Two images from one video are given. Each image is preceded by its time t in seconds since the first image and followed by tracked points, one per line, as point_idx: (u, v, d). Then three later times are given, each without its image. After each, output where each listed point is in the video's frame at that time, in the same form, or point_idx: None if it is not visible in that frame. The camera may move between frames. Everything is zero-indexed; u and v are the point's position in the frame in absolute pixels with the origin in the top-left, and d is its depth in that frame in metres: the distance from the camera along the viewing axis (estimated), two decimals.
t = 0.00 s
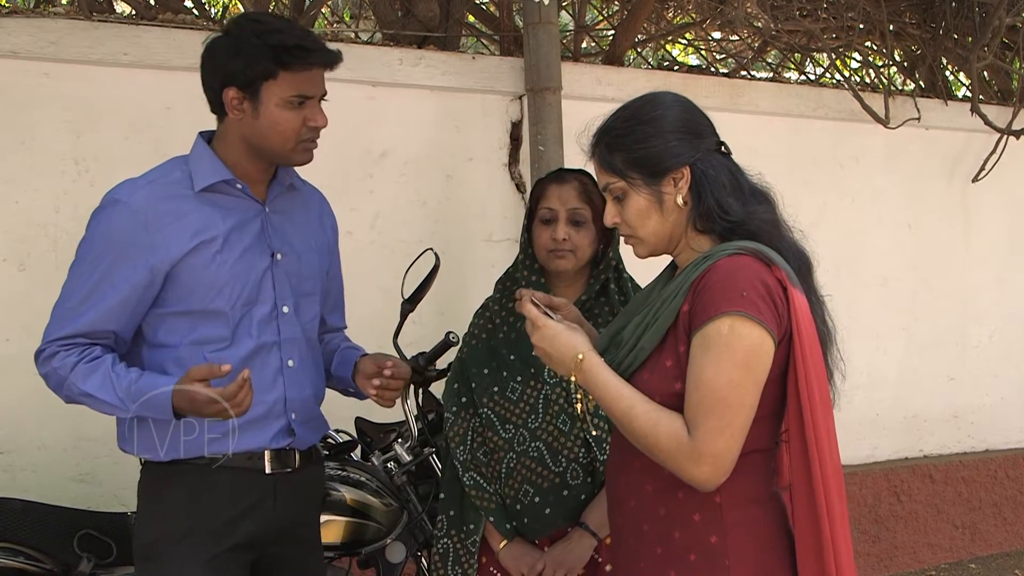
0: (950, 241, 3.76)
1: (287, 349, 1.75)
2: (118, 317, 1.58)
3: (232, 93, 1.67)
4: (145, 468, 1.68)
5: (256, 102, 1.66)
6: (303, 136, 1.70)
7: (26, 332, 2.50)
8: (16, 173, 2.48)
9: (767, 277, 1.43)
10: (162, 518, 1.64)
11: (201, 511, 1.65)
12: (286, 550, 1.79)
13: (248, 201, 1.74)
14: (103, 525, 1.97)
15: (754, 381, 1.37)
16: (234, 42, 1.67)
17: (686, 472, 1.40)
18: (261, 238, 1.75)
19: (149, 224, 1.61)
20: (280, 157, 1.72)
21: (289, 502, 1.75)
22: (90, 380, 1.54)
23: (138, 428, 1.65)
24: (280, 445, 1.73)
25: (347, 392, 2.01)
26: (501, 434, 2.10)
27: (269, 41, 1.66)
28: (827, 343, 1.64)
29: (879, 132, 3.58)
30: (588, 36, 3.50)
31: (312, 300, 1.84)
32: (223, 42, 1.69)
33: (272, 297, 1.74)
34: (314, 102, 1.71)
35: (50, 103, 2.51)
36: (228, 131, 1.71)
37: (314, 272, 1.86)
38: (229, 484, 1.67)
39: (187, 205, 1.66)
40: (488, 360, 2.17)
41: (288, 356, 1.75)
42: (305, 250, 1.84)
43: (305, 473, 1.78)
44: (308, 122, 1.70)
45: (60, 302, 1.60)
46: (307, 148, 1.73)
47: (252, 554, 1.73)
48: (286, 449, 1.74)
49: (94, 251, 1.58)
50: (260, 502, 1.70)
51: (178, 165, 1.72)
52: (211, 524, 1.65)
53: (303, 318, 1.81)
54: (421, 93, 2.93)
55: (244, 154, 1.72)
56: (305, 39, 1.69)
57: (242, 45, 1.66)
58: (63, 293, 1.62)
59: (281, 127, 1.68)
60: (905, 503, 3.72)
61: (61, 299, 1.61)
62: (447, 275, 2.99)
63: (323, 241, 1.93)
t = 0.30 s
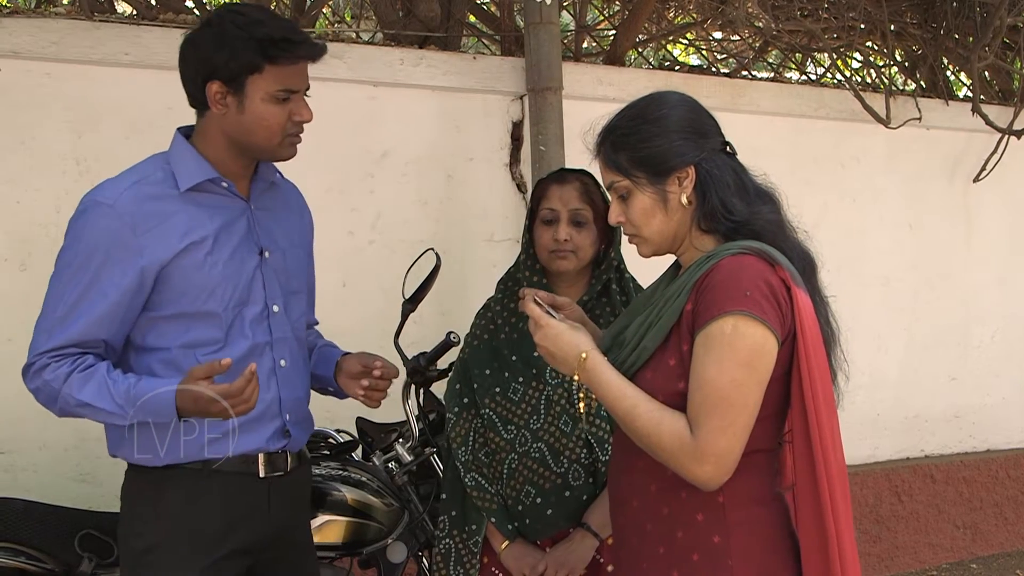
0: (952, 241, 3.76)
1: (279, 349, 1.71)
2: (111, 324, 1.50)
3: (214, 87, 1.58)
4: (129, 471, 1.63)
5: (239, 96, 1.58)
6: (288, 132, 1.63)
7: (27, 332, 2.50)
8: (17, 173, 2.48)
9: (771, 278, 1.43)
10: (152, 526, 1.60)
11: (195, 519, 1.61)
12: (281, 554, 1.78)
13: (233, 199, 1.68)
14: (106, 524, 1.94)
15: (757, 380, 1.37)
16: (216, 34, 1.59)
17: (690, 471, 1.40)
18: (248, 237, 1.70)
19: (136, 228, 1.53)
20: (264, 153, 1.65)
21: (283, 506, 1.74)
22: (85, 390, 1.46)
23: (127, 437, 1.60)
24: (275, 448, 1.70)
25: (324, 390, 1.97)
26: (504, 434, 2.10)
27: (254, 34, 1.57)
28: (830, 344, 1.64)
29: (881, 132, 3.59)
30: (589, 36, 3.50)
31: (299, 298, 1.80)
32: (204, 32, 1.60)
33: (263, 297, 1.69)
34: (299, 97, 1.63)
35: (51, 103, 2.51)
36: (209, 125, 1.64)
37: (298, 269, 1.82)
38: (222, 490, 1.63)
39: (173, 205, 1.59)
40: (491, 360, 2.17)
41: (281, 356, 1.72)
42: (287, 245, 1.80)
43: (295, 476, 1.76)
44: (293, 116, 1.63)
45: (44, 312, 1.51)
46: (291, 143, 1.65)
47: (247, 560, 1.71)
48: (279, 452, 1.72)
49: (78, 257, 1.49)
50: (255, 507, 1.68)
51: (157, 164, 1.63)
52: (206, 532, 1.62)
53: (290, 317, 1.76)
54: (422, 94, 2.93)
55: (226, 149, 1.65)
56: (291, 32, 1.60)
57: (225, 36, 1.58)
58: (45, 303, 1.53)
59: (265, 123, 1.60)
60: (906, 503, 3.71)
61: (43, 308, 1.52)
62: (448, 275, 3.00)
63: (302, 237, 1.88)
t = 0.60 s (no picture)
0: (954, 241, 3.76)
1: (271, 349, 1.71)
2: (107, 330, 1.48)
3: (202, 82, 1.56)
4: (121, 476, 1.61)
5: (228, 93, 1.57)
6: (275, 131, 1.62)
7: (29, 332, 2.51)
8: (20, 173, 2.49)
9: (769, 277, 1.42)
10: (147, 533, 1.59)
11: (191, 526, 1.61)
12: (272, 560, 1.79)
13: (220, 197, 1.67)
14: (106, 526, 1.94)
15: (754, 379, 1.37)
16: (206, 27, 1.57)
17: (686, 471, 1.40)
18: (238, 236, 1.69)
19: (125, 230, 1.51)
20: (250, 149, 1.64)
21: (276, 512, 1.74)
22: (85, 399, 1.45)
23: (120, 446, 1.58)
24: (270, 450, 1.70)
25: (315, 387, 1.96)
26: (506, 434, 2.10)
27: (248, 30, 1.56)
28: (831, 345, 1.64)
29: (883, 132, 3.58)
30: (591, 36, 3.50)
31: (287, 296, 1.80)
32: (194, 25, 1.58)
33: (255, 296, 1.69)
34: (287, 96, 1.62)
35: (54, 103, 2.51)
36: (194, 119, 1.61)
37: (285, 267, 1.82)
38: (216, 493, 1.64)
39: (161, 206, 1.57)
40: (492, 360, 2.17)
41: (272, 356, 1.72)
42: (274, 243, 1.80)
43: (285, 476, 1.77)
44: (280, 115, 1.62)
45: (36, 322, 1.49)
46: (276, 142, 1.65)
47: (236, 566, 1.72)
48: (273, 454, 1.71)
49: (68, 262, 1.47)
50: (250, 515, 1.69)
51: (142, 163, 1.61)
52: (199, 539, 1.62)
53: (279, 316, 1.76)
54: (424, 94, 2.93)
55: (211, 144, 1.63)
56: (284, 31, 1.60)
57: (216, 31, 1.56)
58: (36, 313, 1.51)
59: (253, 121, 1.59)
60: (908, 503, 3.71)
61: (34, 318, 1.50)
62: (450, 275, 3.00)
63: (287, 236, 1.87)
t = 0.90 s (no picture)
0: (956, 242, 3.76)
1: (264, 349, 1.71)
2: (96, 333, 1.47)
3: (195, 81, 1.55)
4: (115, 479, 1.61)
5: (222, 92, 1.56)
6: (266, 131, 1.62)
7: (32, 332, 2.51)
8: (23, 173, 2.49)
9: (761, 277, 1.42)
10: (145, 537, 1.59)
11: (189, 529, 1.62)
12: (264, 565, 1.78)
13: (209, 196, 1.67)
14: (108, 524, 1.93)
15: (745, 379, 1.36)
16: (202, 25, 1.56)
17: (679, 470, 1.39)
18: (229, 236, 1.69)
19: (115, 231, 1.50)
20: (241, 149, 1.63)
21: (273, 515, 1.74)
22: (72, 401, 1.43)
23: (113, 450, 1.57)
24: (266, 450, 1.70)
25: (310, 386, 1.95)
26: (508, 435, 2.10)
27: (244, 30, 1.56)
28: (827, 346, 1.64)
29: (886, 132, 3.58)
30: (594, 36, 3.51)
31: (278, 296, 1.80)
32: (189, 23, 1.57)
33: (246, 296, 1.68)
34: (279, 96, 1.63)
35: (56, 104, 2.51)
36: (184, 118, 1.60)
37: (275, 268, 1.81)
38: (213, 495, 1.64)
39: (151, 207, 1.56)
40: (494, 361, 2.16)
41: (266, 356, 1.72)
42: (264, 242, 1.79)
43: (280, 478, 1.77)
44: (271, 116, 1.62)
45: (23, 325, 1.48)
46: (266, 143, 1.65)
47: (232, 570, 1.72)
48: (270, 455, 1.72)
49: (55, 264, 1.46)
50: (247, 519, 1.69)
51: (130, 163, 1.60)
52: (198, 541, 1.63)
53: (270, 316, 1.75)
54: (426, 94, 2.93)
55: (200, 142, 1.62)
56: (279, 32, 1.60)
57: (212, 29, 1.55)
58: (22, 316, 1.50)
59: (246, 120, 1.59)
60: (911, 504, 3.71)
61: (21, 321, 1.49)
62: (452, 275, 2.99)
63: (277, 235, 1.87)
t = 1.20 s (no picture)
0: (959, 242, 3.75)
1: (261, 349, 1.71)
2: (93, 333, 1.47)
3: (196, 79, 1.55)
4: (113, 482, 1.61)
5: (222, 90, 1.56)
6: (266, 128, 1.63)
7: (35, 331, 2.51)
8: (26, 174, 2.49)
9: (749, 274, 1.42)
10: (144, 538, 1.59)
11: (187, 530, 1.62)
12: (263, 564, 1.79)
13: (206, 196, 1.67)
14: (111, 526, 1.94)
15: (744, 374, 1.37)
16: (202, 23, 1.56)
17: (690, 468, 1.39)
18: (226, 236, 1.69)
19: (112, 231, 1.50)
20: (241, 148, 1.64)
21: (271, 515, 1.75)
22: (71, 403, 1.43)
23: (111, 451, 1.58)
24: (263, 452, 1.71)
25: (305, 389, 1.95)
26: (510, 435, 2.10)
27: (243, 27, 1.56)
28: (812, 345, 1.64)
29: (889, 132, 3.58)
30: (597, 36, 3.52)
31: (274, 296, 1.80)
32: (188, 21, 1.56)
33: (244, 296, 1.68)
34: (279, 92, 1.63)
35: (59, 104, 2.51)
36: (183, 117, 1.60)
37: (271, 268, 1.81)
38: (212, 496, 1.64)
39: (148, 207, 1.56)
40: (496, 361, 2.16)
41: (262, 356, 1.72)
42: (261, 243, 1.80)
43: (278, 478, 1.77)
44: (271, 113, 1.63)
45: (19, 325, 1.47)
46: (265, 140, 1.65)
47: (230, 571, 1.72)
48: (267, 455, 1.72)
49: (52, 263, 1.45)
50: (245, 518, 1.69)
51: (127, 163, 1.59)
52: (196, 542, 1.63)
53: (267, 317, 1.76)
54: (429, 94, 2.93)
55: (200, 141, 1.63)
56: (279, 27, 1.60)
57: (213, 27, 1.55)
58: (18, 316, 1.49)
59: (247, 118, 1.59)
60: (913, 504, 3.71)
61: (16, 320, 1.48)
62: (454, 276, 2.99)
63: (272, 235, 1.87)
